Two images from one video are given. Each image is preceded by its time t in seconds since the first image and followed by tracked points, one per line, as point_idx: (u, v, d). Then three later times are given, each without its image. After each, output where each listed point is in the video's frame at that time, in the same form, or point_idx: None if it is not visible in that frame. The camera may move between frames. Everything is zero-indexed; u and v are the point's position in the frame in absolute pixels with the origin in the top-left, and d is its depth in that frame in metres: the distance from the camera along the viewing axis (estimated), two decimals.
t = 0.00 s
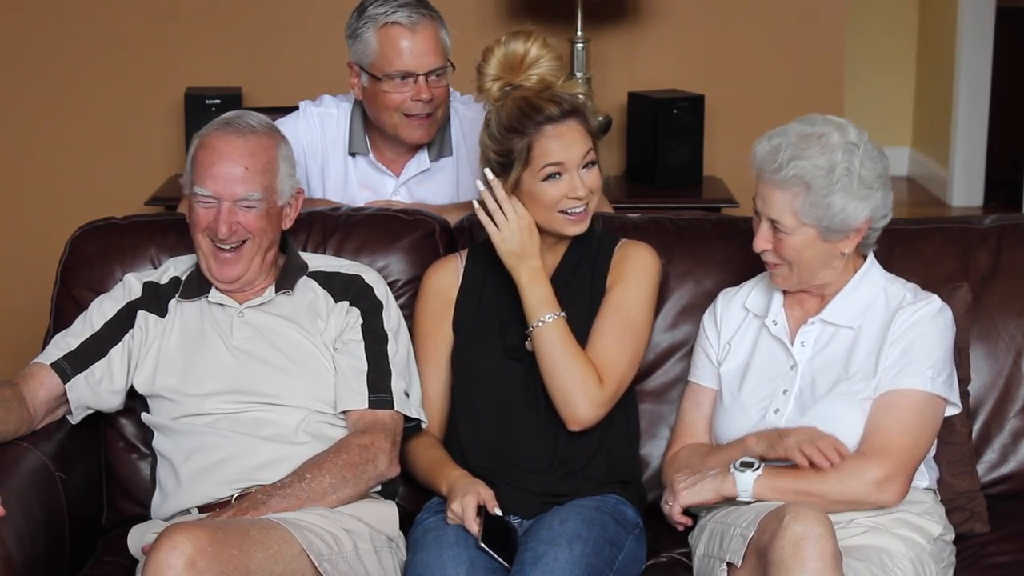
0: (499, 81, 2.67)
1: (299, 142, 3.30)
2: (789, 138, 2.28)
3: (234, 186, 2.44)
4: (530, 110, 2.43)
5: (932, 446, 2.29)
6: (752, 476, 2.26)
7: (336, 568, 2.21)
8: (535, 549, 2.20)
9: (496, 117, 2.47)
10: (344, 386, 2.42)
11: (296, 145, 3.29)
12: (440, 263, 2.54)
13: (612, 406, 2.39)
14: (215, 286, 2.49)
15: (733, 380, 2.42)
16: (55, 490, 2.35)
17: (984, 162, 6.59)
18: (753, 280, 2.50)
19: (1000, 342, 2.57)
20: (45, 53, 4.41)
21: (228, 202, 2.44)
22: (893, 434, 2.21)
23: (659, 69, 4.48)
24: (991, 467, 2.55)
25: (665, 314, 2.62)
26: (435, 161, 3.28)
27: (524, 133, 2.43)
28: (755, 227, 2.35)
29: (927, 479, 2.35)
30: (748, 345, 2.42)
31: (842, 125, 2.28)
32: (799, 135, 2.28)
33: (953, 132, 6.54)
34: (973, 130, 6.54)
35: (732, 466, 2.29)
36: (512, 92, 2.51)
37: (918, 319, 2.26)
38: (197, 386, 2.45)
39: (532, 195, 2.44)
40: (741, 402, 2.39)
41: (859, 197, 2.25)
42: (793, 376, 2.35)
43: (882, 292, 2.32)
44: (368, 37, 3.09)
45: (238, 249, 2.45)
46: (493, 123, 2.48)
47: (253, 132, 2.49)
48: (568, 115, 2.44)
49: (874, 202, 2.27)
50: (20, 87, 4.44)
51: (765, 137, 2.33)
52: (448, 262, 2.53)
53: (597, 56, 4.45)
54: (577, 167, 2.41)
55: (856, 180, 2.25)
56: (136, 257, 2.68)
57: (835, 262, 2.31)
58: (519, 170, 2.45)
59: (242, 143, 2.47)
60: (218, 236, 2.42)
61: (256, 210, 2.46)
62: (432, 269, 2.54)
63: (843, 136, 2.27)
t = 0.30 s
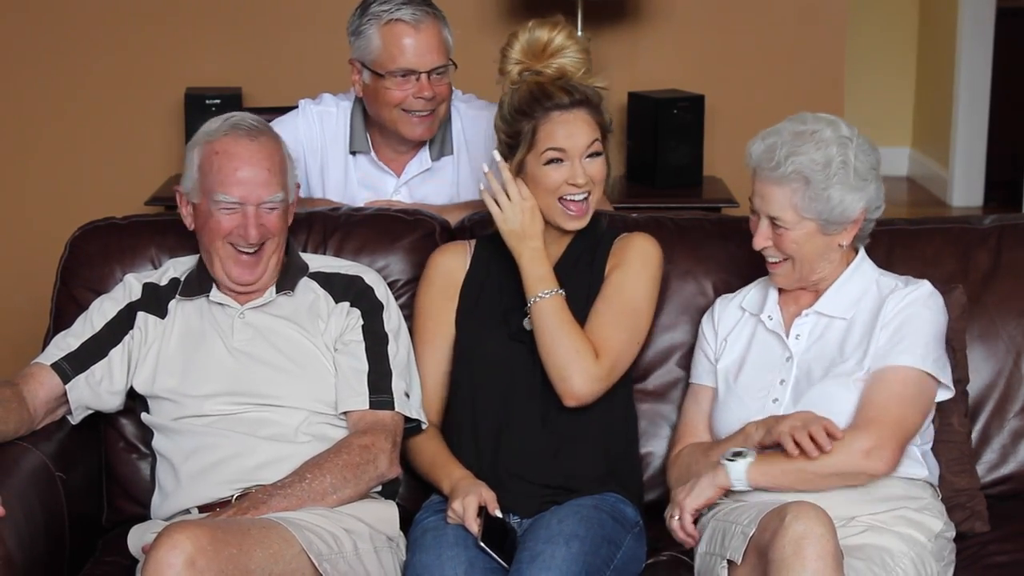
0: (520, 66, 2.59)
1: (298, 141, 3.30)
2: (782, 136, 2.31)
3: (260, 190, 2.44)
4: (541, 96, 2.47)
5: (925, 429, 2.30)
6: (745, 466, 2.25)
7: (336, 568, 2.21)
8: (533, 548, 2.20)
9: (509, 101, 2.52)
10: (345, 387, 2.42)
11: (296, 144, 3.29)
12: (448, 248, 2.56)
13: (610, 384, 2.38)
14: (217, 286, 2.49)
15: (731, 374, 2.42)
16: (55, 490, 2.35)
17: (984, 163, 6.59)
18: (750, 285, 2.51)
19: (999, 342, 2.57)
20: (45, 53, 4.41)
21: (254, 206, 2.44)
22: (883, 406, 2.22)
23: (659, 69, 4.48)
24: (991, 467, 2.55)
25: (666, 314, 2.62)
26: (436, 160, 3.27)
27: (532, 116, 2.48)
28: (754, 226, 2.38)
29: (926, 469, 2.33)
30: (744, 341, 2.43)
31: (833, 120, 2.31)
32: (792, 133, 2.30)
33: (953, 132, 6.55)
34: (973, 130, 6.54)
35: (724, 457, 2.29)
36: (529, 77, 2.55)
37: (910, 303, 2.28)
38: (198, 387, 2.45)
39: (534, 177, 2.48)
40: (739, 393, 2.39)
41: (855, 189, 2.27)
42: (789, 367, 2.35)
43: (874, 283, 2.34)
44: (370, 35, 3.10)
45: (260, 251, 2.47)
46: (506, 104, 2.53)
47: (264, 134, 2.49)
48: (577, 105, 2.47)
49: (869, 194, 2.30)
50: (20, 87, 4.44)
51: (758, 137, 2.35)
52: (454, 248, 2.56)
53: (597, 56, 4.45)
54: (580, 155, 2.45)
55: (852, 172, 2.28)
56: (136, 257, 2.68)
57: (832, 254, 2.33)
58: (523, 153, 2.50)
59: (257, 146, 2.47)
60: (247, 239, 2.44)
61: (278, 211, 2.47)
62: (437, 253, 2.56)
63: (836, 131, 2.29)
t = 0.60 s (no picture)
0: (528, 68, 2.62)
1: (298, 141, 3.30)
2: (786, 119, 2.36)
3: (251, 189, 2.44)
4: (549, 93, 2.49)
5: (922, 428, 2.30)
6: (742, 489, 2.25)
7: (336, 569, 2.22)
8: (533, 549, 2.20)
9: (516, 99, 2.53)
10: (345, 387, 2.42)
11: (296, 144, 3.29)
12: (454, 246, 2.57)
13: (617, 379, 2.37)
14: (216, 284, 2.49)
15: (733, 370, 2.42)
16: (55, 490, 2.35)
17: (983, 163, 6.59)
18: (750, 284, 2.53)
19: (999, 342, 2.57)
20: (45, 52, 4.41)
21: (244, 205, 2.44)
22: (875, 413, 2.22)
23: (659, 69, 4.48)
24: (991, 467, 2.55)
25: (666, 314, 2.62)
26: (434, 162, 3.27)
27: (539, 113, 2.49)
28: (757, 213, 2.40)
29: (925, 466, 2.35)
30: (745, 339, 2.44)
31: (836, 108, 2.37)
32: (796, 117, 2.35)
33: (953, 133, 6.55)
34: (973, 130, 6.55)
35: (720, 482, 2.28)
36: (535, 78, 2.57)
37: (905, 297, 2.29)
38: (198, 387, 2.45)
39: (542, 174, 2.48)
40: (740, 390, 2.39)
41: (858, 171, 2.31)
42: (789, 363, 2.35)
43: (872, 279, 2.35)
44: (363, 42, 3.08)
45: (251, 251, 2.47)
46: (513, 103, 2.55)
47: (262, 133, 2.49)
48: (584, 103, 2.49)
49: (872, 177, 2.34)
50: (20, 86, 4.44)
51: (763, 123, 2.40)
52: (461, 247, 2.56)
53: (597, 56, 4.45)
54: (588, 151, 2.46)
55: (855, 154, 2.32)
56: (136, 257, 2.67)
57: (833, 242, 2.35)
58: (530, 149, 2.51)
59: (253, 145, 2.47)
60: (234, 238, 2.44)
61: (270, 212, 2.47)
62: (444, 249, 2.56)
63: (839, 116, 2.34)
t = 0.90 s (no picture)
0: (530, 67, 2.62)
1: (298, 141, 3.30)
2: (796, 122, 2.37)
3: (231, 189, 2.43)
4: (551, 93, 2.49)
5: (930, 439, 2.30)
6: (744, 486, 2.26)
7: (336, 569, 2.22)
8: (532, 549, 2.20)
9: (518, 99, 2.53)
10: (345, 389, 2.42)
11: (296, 144, 3.29)
12: (452, 247, 2.56)
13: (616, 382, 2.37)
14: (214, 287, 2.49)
15: (743, 373, 2.42)
16: (55, 491, 2.35)
17: (983, 162, 6.59)
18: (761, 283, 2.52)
19: (999, 342, 2.57)
20: (45, 52, 4.41)
21: (224, 205, 2.43)
22: (885, 420, 2.22)
23: (659, 69, 4.48)
24: (991, 467, 2.55)
25: (667, 315, 2.62)
26: (435, 164, 3.27)
27: (541, 112, 2.49)
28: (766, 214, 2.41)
29: (932, 471, 2.35)
30: (754, 340, 2.43)
31: (846, 111, 2.37)
32: (805, 119, 2.36)
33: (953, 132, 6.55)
34: (973, 129, 6.55)
35: (724, 477, 2.29)
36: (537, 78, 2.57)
37: (920, 307, 2.29)
38: (197, 388, 2.45)
39: (543, 172, 2.48)
40: (749, 395, 2.38)
41: (867, 172, 2.31)
42: (801, 367, 2.35)
43: (886, 287, 2.34)
44: (362, 45, 3.08)
45: (234, 252, 2.45)
46: (515, 103, 2.55)
47: (252, 135, 2.48)
48: (586, 102, 2.49)
49: (881, 179, 2.34)
50: (20, 86, 4.44)
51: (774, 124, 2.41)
52: (460, 246, 2.57)
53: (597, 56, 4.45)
54: (589, 151, 2.46)
55: (864, 156, 2.32)
56: (136, 258, 2.67)
57: (844, 244, 2.34)
58: (532, 148, 2.51)
59: (241, 146, 2.46)
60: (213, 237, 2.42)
61: (253, 213, 2.45)
62: (443, 250, 2.56)
63: (849, 118, 2.35)
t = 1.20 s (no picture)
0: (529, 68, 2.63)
1: (298, 139, 3.31)
2: (797, 123, 2.36)
3: (251, 187, 2.45)
4: (551, 93, 2.49)
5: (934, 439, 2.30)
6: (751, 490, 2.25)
7: (336, 569, 2.22)
8: (532, 549, 2.20)
9: (517, 98, 2.53)
10: (344, 390, 2.42)
11: (296, 141, 3.30)
12: (453, 245, 2.57)
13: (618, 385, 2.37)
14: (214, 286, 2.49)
15: (742, 374, 2.41)
16: (55, 491, 2.35)
17: (983, 162, 6.59)
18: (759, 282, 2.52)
19: (999, 342, 2.57)
20: (46, 52, 4.41)
21: (245, 203, 2.45)
22: (891, 422, 2.23)
23: (659, 69, 4.48)
24: (991, 467, 2.55)
25: (667, 315, 2.62)
26: (435, 166, 3.27)
27: (541, 111, 2.49)
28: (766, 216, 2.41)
29: (935, 471, 2.35)
30: (755, 342, 2.43)
31: (846, 112, 2.37)
32: (806, 121, 2.36)
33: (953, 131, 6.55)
34: (973, 129, 6.55)
35: (726, 479, 2.28)
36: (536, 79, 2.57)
37: (920, 307, 2.29)
38: (197, 389, 2.45)
39: (541, 172, 2.48)
40: (750, 396, 2.39)
41: (868, 174, 2.31)
42: (801, 368, 2.35)
43: (886, 287, 2.34)
44: (360, 47, 3.08)
45: (255, 250, 2.46)
46: (516, 102, 2.55)
47: (253, 132, 2.49)
48: (586, 102, 2.49)
49: (881, 181, 2.34)
50: (20, 86, 4.44)
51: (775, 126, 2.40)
52: (460, 246, 2.57)
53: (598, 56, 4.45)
54: (589, 151, 2.45)
55: (865, 158, 2.32)
56: (136, 258, 2.67)
57: (844, 248, 2.35)
58: (531, 149, 2.50)
59: (246, 144, 2.47)
60: (241, 236, 2.43)
61: (271, 207, 2.48)
62: (443, 250, 2.56)
63: (851, 120, 2.34)
